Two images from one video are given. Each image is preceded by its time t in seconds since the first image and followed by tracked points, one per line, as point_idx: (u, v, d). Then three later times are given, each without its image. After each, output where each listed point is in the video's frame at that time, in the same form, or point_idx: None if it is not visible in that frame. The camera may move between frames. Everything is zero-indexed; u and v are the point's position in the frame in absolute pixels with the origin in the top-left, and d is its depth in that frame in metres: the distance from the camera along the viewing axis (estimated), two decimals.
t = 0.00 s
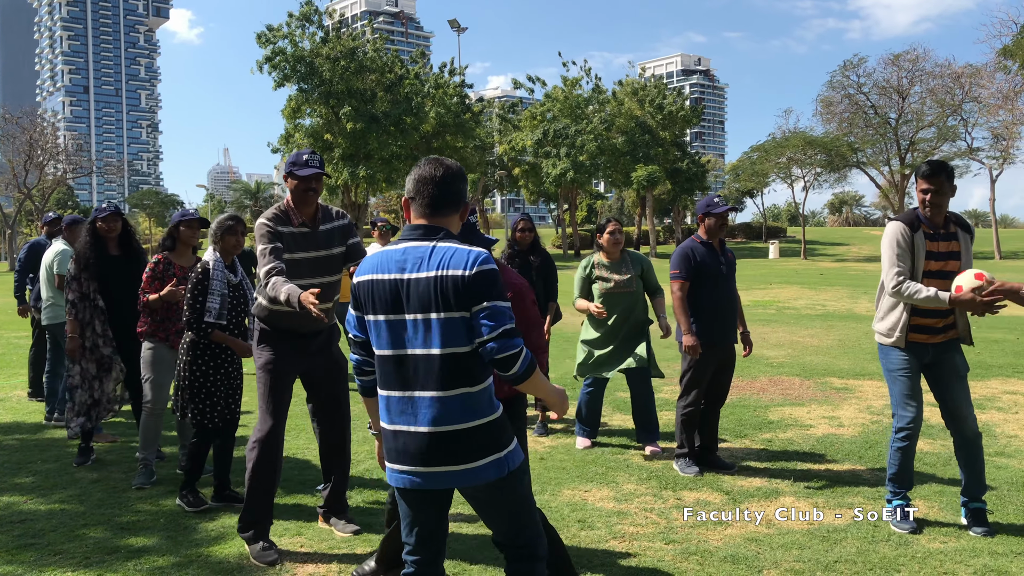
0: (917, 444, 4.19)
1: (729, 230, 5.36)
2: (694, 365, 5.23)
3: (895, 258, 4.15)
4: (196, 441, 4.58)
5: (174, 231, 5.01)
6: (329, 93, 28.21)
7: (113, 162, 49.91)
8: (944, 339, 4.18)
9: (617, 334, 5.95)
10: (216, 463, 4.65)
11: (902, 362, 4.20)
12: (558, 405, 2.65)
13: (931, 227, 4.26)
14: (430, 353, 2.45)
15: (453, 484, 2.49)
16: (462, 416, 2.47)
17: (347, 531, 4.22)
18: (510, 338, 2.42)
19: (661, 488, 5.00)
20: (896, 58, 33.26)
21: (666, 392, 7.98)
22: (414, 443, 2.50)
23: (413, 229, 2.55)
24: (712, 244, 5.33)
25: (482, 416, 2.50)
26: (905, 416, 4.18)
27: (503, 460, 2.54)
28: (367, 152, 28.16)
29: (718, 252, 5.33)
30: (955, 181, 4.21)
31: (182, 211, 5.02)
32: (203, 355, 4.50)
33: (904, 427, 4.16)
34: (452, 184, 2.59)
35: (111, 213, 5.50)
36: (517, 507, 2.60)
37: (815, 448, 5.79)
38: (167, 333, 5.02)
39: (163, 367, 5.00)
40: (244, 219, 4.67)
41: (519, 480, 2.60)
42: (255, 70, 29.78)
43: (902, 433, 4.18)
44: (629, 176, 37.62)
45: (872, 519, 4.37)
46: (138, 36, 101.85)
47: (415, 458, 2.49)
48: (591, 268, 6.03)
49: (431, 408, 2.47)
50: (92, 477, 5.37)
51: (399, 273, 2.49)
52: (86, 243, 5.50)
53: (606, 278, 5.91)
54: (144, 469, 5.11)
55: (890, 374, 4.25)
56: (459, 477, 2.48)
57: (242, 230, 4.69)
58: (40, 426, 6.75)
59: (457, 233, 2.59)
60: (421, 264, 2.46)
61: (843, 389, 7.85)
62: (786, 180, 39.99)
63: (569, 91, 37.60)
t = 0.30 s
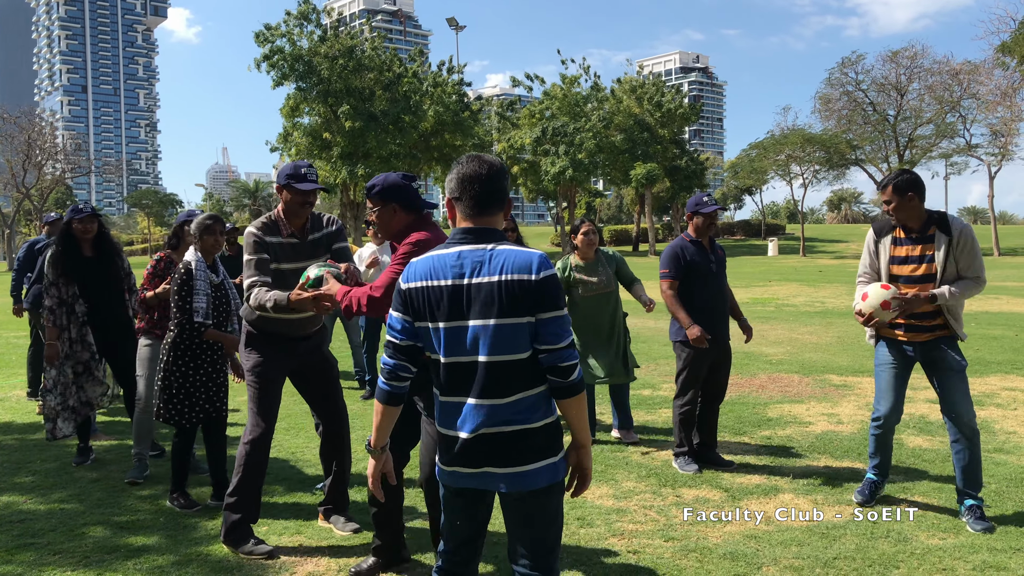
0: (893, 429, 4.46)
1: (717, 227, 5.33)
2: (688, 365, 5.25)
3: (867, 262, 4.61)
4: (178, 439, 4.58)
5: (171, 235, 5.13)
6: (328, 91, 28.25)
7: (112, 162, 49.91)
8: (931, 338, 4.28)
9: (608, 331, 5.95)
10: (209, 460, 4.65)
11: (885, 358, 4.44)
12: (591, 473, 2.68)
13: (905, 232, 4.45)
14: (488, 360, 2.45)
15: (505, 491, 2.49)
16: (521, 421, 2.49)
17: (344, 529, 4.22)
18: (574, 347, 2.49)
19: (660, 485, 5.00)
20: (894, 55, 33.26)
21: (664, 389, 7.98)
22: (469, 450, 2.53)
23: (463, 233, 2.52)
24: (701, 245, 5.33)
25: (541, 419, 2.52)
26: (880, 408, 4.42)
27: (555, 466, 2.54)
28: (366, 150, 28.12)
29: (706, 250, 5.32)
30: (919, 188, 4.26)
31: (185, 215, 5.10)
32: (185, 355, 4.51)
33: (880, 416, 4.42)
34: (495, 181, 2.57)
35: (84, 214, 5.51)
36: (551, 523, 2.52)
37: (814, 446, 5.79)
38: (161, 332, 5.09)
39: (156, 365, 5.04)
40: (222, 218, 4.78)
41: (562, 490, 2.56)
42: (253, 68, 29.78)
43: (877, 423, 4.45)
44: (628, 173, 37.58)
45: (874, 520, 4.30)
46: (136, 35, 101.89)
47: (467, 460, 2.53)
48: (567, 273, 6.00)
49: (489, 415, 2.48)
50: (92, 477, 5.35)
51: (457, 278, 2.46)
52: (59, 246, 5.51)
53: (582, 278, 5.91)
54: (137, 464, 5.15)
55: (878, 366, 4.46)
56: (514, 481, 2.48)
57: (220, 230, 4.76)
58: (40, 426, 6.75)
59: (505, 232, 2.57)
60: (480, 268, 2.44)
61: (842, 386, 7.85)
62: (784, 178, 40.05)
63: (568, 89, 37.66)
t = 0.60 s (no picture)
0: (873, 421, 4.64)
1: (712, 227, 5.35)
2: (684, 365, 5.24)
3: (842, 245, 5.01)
4: (174, 437, 4.55)
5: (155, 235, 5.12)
6: (327, 90, 28.30)
7: (112, 161, 49.96)
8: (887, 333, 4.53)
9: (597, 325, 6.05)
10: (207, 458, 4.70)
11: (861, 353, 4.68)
12: (633, 462, 2.68)
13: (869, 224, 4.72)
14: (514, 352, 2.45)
15: (517, 491, 2.46)
16: (541, 419, 2.47)
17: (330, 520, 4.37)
18: (604, 343, 2.53)
19: (660, 483, 5.01)
20: (893, 52, 33.27)
21: (664, 387, 7.99)
22: (491, 445, 2.49)
23: (489, 226, 2.55)
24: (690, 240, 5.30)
25: (560, 418, 2.52)
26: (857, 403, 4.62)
27: (571, 466, 2.54)
28: (365, 149, 28.11)
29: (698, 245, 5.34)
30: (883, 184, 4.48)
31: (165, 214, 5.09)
32: (175, 353, 4.49)
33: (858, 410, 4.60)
34: (521, 179, 2.60)
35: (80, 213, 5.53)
36: (557, 525, 2.52)
37: (814, 443, 5.79)
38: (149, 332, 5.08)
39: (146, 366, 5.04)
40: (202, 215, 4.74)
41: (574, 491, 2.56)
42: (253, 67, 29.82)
43: (857, 415, 4.63)
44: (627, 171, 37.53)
45: (874, 520, 4.26)
46: (135, 35, 101.98)
47: (484, 456, 2.50)
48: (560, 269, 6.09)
49: (513, 411, 2.46)
50: (93, 477, 5.35)
51: (485, 269, 2.47)
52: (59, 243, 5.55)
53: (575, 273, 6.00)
54: (134, 463, 5.17)
55: (855, 360, 4.69)
56: (528, 483, 2.45)
57: (199, 226, 4.73)
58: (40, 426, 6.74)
59: (529, 227, 2.60)
60: (508, 260, 2.45)
61: (842, 383, 7.86)
62: (783, 175, 40.12)
63: (567, 86, 37.73)
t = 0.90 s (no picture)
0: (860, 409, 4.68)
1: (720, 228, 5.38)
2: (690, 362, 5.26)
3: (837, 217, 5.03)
4: (175, 435, 4.54)
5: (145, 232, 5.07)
6: (326, 89, 28.31)
7: (112, 161, 49.96)
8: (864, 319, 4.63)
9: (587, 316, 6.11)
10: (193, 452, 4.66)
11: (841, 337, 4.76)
12: (588, 440, 2.70)
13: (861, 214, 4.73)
14: (498, 349, 2.45)
15: (502, 482, 2.48)
16: (524, 411, 2.47)
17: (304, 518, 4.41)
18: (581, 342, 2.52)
19: (661, 480, 5.01)
20: (893, 49, 33.25)
21: (664, 385, 7.99)
22: (475, 438, 2.50)
23: (476, 223, 2.54)
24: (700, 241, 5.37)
25: (544, 412, 2.52)
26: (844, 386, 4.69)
27: (555, 460, 2.54)
28: (364, 148, 28.15)
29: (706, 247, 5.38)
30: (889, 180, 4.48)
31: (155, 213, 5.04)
32: (180, 350, 4.51)
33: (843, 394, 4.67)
34: (508, 176, 2.59)
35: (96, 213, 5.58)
36: (548, 517, 2.52)
37: (814, 440, 5.79)
38: (141, 334, 5.02)
39: (138, 368, 5.01)
40: (202, 217, 4.69)
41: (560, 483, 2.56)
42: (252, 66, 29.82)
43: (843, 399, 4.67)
44: (627, 169, 37.51)
45: (874, 520, 4.22)
46: (133, 34, 101.91)
47: (469, 448, 2.52)
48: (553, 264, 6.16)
49: (494, 406, 2.47)
50: (95, 476, 5.35)
51: (467, 268, 2.47)
52: (80, 242, 5.58)
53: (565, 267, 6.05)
54: (134, 462, 5.17)
55: (837, 345, 4.77)
56: (512, 475, 2.46)
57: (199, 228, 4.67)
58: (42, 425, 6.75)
59: (518, 226, 2.59)
60: (490, 258, 2.44)
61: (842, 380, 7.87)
62: (783, 173, 40.15)
63: (568, 84, 37.76)
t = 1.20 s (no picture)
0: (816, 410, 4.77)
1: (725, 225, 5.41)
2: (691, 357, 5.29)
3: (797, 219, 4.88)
4: (194, 428, 4.62)
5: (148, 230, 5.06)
6: (327, 88, 28.30)
7: (112, 160, 49.95)
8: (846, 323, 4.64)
9: (584, 316, 6.12)
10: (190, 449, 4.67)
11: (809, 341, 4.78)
12: (580, 447, 2.67)
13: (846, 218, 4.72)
14: (479, 345, 2.44)
15: (492, 480, 2.48)
16: (510, 408, 2.46)
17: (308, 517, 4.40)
18: (563, 339, 2.47)
19: (663, 478, 5.02)
20: (894, 47, 33.23)
21: (665, 383, 7.99)
22: (463, 436, 2.51)
23: (464, 223, 2.55)
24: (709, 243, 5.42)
25: (533, 409, 2.50)
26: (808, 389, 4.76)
27: (547, 456, 2.51)
28: (365, 146, 28.17)
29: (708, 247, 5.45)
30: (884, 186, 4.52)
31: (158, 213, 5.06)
32: (193, 350, 4.59)
33: (807, 398, 4.75)
34: (502, 179, 2.59)
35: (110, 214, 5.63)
36: (556, 508, 2.53)
37: (815, 438, 5.79)
38: (142, 333, 5.02)
39: (142, 367, 5.03)
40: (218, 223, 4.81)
41: (558, 477, 2.55)
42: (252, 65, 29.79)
43: (806, 402, 4.75)
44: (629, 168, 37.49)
45: (873, 520, 4.19)
46: (134, 33, 101.86)
47: (459, 445, 2.52)
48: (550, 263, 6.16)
49: (479, 401, 2.47)
50: (96, 476, 5.36)
51: (450, 265, 2.48)
52: (96, 239, 5.61)
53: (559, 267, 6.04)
54: (137, 462, 5.19)
55: (807, 350, 4.79)
56: (500, 471, 2.46)
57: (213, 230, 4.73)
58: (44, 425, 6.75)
59: (508, 227, 2.59)
60: (472, 256, 2.45)
61: (843, 378, 7.88)
62: (785, 170, 40.17)
63: (568, 83, 37.77)
